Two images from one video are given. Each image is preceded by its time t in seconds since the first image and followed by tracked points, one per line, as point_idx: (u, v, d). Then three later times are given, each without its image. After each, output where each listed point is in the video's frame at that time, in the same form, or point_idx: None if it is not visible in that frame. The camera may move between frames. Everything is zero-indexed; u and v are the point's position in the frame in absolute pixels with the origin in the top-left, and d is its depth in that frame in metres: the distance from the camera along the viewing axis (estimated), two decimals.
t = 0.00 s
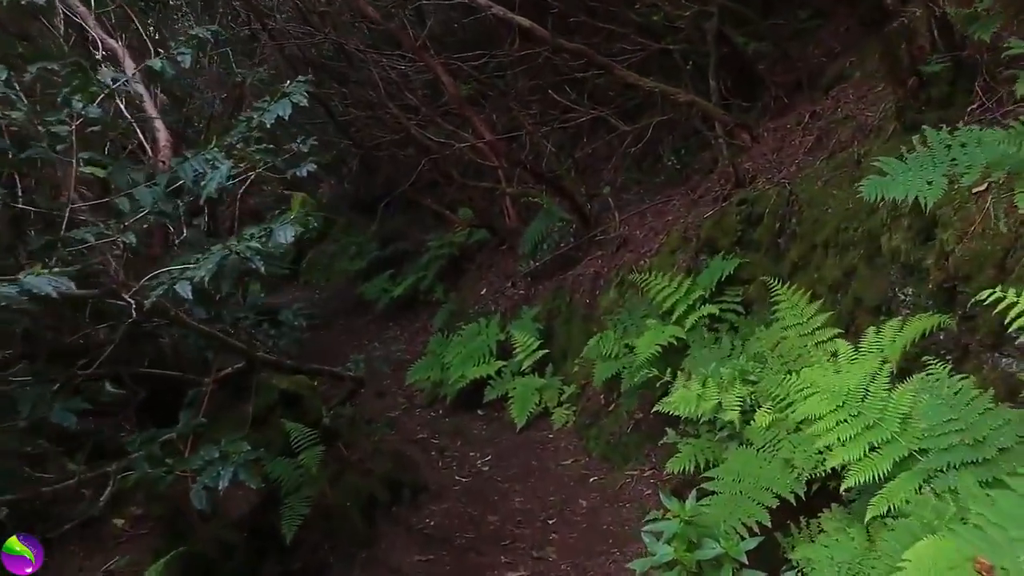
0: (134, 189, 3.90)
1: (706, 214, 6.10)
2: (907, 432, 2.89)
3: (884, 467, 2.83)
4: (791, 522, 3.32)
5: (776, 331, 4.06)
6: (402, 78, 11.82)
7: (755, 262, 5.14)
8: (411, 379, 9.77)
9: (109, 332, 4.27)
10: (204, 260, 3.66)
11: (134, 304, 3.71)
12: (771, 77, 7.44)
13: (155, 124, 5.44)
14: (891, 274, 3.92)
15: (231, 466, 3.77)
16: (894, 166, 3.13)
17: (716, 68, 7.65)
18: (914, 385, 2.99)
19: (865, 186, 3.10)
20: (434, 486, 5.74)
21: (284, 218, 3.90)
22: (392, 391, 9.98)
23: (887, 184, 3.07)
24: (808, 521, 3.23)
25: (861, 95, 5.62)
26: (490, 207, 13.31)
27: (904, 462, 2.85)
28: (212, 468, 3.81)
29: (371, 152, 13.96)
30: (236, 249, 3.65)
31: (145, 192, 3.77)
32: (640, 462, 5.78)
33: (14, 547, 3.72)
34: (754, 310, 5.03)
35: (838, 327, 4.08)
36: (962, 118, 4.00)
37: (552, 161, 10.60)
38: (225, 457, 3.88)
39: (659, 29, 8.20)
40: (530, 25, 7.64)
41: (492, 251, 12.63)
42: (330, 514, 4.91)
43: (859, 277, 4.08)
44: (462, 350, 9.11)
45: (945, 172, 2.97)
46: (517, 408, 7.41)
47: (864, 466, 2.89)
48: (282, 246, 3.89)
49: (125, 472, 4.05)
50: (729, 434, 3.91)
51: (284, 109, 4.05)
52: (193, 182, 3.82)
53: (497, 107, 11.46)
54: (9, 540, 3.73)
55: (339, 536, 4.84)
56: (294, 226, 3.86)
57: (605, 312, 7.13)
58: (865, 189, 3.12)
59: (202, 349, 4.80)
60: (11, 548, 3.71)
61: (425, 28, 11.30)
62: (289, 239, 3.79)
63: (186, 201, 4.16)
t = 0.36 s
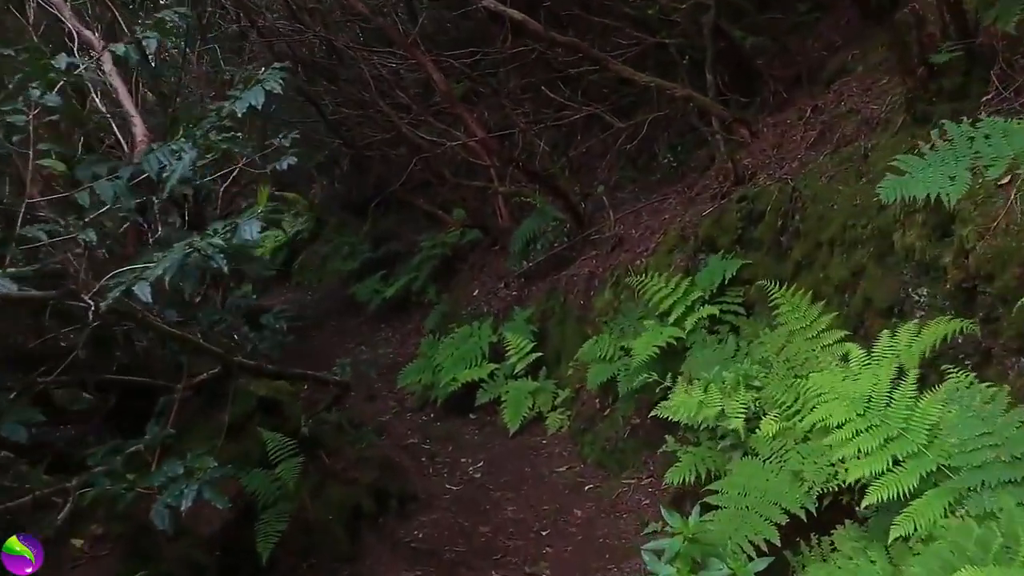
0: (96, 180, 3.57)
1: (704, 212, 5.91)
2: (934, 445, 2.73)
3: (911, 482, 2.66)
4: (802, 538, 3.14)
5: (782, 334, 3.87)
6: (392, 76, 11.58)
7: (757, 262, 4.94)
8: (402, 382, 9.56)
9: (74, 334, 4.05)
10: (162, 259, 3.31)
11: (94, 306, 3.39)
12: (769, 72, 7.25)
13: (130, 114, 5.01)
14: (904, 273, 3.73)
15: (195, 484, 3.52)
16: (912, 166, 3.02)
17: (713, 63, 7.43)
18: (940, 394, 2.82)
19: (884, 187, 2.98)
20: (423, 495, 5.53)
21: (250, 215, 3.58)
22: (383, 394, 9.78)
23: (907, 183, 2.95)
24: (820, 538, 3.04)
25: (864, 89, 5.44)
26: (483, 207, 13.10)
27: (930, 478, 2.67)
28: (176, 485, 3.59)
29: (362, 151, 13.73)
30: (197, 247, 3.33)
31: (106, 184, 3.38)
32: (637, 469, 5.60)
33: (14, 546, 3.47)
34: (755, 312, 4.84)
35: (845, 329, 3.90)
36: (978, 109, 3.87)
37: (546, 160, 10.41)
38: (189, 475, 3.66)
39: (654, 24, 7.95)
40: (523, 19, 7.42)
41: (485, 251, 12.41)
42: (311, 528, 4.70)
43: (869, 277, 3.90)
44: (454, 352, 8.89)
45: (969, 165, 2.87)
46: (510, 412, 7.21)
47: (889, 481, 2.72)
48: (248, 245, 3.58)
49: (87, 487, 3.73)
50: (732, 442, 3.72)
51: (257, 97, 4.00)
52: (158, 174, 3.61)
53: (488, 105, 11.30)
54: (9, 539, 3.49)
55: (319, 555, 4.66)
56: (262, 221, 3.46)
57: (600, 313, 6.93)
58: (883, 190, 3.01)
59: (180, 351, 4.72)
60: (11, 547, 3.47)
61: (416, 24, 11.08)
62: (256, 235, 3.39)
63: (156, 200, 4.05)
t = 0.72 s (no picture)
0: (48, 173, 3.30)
1: (705, 211, 5.71)
2: (967, 464, 2.53)
3: (943, 505, 2.46)
4: (816, 560, 2.95)
5: (791, 340, 3.67)
6: (384, 73, 11.37)
7: (760, 263, 4.73)
8: (394, 384, 9.35)
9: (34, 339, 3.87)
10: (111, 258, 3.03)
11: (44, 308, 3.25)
12: (770, 68, 7.05)
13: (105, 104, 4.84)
14: (920, 273, 3.55)
15: (151, 507, 3.01)
16: (937, 165, 2.90)
17: (712, 59, 7.24)
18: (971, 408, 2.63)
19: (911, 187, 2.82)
20: (412, 505, 5.30)
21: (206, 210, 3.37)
22: (374, 398, 9.56)
23: (933, 183, 2.82)
24: (836, 560, 2.86)
25: (870, 83, 5.25)
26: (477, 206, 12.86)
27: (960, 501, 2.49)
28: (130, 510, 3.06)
29: (354, 149, 13.51)
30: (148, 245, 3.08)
31: (58, 177, 3.10)
32: (635, 477, 5.39)
33: (13, 546, 3.03)
34: (758, 316, 4.66)
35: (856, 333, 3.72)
36: (994, 100, 3.73)
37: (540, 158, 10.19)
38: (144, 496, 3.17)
39: (651, 18, 7.77)
40: (518, 12, 7.22)
41: (479, 251, 12.15)
42: (289, 542, 4.43)
43: (881, 278, 3.71)
44: (446, 355, 8.67)
45: (1006, 158, 2.79)
46: (504, 416, 7.00)
47: (917, 504, 2.52)
48: (204, 241, 3.36)
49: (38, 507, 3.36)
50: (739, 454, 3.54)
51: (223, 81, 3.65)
52: (115, 166, 3.37)
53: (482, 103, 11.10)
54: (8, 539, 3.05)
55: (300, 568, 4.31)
56: (218, 216, 3.25)
57: (596, 315, 6.72)
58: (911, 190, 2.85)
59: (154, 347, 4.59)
60: (10, 547, 3.02)
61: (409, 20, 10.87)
62: (211, 230, 3.18)
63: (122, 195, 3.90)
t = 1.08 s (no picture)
0: None
1: (707, 212, 5.49)
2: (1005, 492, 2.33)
3: (981, 538, 2.25)
4: None
5: (799, 347, 3.47)
6: (377, 70, 11.14)
7: (765, 265, 4.54)
8: (387, 388, 9.13)
9: None
10: (47, 259, 2.72)
11: None
12: (772, 63, 6.85)
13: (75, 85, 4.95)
14: (941, 276, 3.35)
15: (97, 539, 2.79)
16: (975, 152, 2.73)
17: (711, 54, 7.04)
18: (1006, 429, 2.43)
19: (948, 173, 2.65)
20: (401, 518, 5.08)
21: (158, 206, 3.09)
22: (366, 402, 9.34)
23: (975, 169, 2.65)
24: None
25: (879, 77, 5.04)
26: (471, 206, 12.64)
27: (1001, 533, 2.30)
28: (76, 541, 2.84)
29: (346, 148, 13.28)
30: (89, 246, 2.79)
31: None
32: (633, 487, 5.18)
33: (13, 546, 2.86)
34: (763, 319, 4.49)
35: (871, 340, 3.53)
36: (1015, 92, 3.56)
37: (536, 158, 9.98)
38: (89, 527, 2.93)
39: (650, 13, 7.56)
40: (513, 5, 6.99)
41: (474, 252, 11.72)
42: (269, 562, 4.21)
43: (898, 281, 3.52)
44: (440, 358, 8.45)
45: None
46: (498, 423, 6.79)
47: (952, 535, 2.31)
48: (158, 238, 3.03)
49: None
50: (747, 469, 3.35)
51: (183, 65, 3.44)
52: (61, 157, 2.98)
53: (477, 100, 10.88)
54: (6, 538, 2.88)
55: None
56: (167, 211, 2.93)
57: (594, 318, 6.51)
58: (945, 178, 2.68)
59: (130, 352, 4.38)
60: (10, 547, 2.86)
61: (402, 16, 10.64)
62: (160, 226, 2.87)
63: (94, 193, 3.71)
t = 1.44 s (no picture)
0: None
1: (710, 212, 5.27)
2: None
3: None
4: None
5: (812, 357, 3.31)
6: (369, 67, 10.90)
7: (773, 268, 4.33)
8: (379, 393, 8.90)
9: None
10: None
11: None
12: (776, 58, 6.63)
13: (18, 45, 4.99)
14: (968, 282, 3.17)
15: None
16: None
17: (713, 49, 6.81)
18: None
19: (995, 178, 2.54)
20: (392, 534, 4.85)
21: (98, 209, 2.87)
22: (358, 408, 9.10)
23: None
24: None
25: (891, 72, 4.83)
26: (466, 206, 12.40)
27: None
28: None
29: (338, 147, 13.04)
30: (11, 259, 2.59)
31: None
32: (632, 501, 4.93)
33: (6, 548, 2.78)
34: (771, 325, 4.28)
35: (889, 349, 3.35)
36: None
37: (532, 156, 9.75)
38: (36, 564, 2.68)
39: (650, 7, 7.34)
40: None
41: (468, 253, 11.48)
42: None
43: (921, 287, 3.33)
44: (433, 363, 8.21)
45: None
46: (492, 431, 6.55)
47: None
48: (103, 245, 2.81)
49: None
50: (759, 488, 3.19)
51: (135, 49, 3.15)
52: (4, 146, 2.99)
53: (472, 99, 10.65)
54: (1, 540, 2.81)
55: None
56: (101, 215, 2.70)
57: (591, 322, 6.28)
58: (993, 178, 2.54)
59: (104, 360, 4.15)
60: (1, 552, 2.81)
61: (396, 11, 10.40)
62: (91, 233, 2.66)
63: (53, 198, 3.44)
